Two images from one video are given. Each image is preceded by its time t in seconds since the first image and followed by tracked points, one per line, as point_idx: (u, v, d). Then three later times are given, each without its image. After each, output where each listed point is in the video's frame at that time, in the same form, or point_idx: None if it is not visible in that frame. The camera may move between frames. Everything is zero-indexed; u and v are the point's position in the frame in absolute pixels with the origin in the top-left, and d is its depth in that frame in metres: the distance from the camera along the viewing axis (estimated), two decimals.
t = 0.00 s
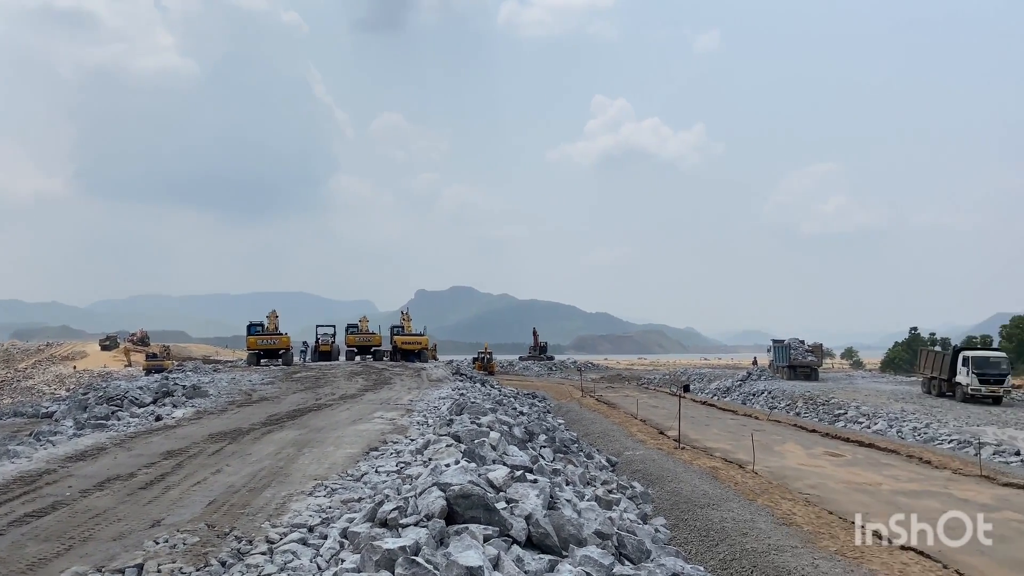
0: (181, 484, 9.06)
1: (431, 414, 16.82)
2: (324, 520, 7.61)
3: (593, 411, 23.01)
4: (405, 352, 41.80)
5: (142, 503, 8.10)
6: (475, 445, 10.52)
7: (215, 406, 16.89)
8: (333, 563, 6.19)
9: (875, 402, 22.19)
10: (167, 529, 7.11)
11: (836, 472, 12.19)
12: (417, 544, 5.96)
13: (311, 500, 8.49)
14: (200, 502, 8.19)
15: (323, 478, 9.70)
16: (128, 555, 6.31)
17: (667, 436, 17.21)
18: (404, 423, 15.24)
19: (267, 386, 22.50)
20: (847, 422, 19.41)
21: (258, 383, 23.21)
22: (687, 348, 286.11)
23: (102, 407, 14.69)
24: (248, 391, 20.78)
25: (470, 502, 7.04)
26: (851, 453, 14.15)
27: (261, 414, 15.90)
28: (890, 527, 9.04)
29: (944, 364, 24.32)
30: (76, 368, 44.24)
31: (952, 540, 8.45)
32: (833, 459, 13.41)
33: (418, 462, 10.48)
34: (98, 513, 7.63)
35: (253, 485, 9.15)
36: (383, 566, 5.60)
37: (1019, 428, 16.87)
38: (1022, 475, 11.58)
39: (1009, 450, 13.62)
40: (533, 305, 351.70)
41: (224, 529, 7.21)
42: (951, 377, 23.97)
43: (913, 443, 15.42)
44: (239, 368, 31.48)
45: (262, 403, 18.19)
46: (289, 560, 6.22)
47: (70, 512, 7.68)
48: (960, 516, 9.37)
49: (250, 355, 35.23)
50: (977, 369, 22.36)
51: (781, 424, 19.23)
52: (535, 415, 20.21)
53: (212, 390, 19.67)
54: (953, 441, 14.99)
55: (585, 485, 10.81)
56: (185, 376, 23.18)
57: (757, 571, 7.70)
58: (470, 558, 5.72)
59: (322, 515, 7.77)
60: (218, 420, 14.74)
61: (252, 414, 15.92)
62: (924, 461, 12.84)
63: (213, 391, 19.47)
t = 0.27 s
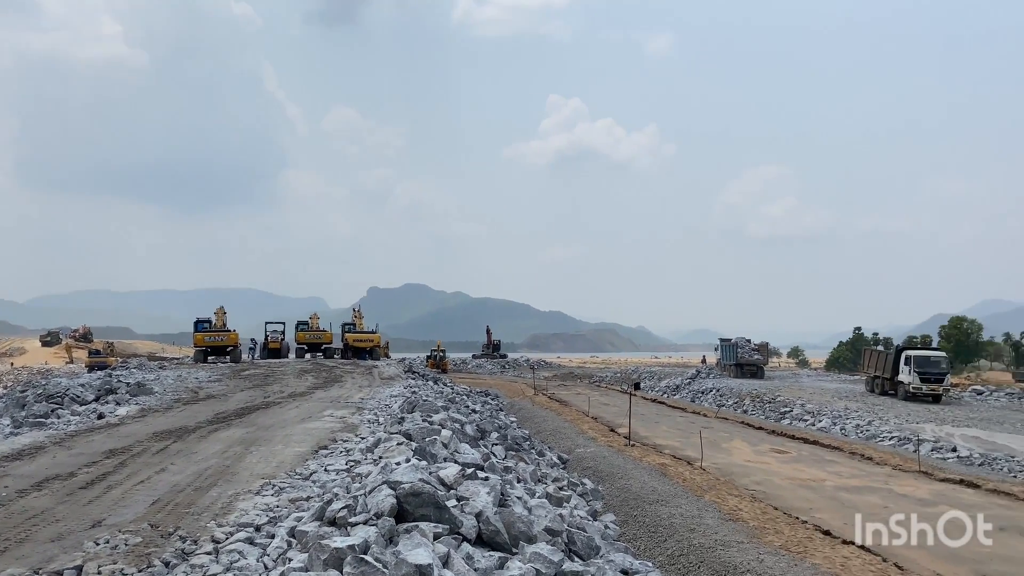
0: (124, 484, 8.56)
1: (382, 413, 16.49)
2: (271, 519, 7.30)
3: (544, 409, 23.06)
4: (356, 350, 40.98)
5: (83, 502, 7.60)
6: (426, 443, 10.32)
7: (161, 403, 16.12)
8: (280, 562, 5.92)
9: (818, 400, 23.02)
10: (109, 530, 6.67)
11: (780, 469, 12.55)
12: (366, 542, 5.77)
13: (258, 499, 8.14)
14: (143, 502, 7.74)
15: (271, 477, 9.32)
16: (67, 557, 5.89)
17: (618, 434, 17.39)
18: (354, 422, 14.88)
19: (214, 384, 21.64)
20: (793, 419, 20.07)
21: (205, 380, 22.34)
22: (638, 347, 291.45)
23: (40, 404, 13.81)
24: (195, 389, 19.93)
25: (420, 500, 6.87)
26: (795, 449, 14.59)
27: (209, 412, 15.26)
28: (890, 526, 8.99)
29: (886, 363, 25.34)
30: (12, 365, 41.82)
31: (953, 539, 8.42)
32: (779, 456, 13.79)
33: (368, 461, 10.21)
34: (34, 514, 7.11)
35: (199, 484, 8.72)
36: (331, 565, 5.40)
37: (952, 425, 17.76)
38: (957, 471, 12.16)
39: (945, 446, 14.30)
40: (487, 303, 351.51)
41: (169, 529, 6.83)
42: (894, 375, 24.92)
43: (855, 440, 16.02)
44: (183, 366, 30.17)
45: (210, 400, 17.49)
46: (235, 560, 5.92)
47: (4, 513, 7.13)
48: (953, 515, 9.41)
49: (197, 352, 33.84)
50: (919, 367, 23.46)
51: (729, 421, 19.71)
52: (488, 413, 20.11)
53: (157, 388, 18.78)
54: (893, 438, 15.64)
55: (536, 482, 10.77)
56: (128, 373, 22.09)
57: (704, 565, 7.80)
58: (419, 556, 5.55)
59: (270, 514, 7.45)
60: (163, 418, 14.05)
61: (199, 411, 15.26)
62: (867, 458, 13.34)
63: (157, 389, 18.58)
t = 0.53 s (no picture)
0: (47, 484, 7.91)
1: (320, 411, 15.97)
2: (204, 519, 6.87)
3: (486, 408, 22.97)
4: (294, 347, 39.66)
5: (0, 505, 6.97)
6: (365, 442, 10.02)
7: (89, 401, 15.10)
8: (213, 562, 5.57)
9: (752, 398, 23.89)
10: (29, 532, 6.12)
11: (715, 465, 12.89)
12: (300, 541, 5.50)
13: (190, 499, 7.67)
14: (68, 503, 7.17)
15: (204, 476, 8.82)
16: None
17: (558, 431, 17.49)
18: (291, 420, 14.34)
19: (145, 382, 20.46)
20: (727, 417, 20.75)
21: (136, 378, 21.12)
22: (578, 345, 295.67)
23: None
24: (126, 386, 18.79)
25: (357, 499, 6.65)
26: (729, 446, 15.04)
27: (140, 410, 14.40)
28: (891, 527, 8.97)
29: (820, 362, 26.41)
30: None
31: (952, 539, 8.44)
32: (714, 453, 14.18)
33: (304, 460, 9.82)
34: None
35: (128, 484, 8.16)
36: (265, 566, 5.14)
37: (877, 422, 18.73)
38: (882, 467, 12.82)
39: (872, 443, 15.04)
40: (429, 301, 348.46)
41: (95, 530, 6.33)
42: (825, 375, 26.17)
43: (787, 437, 16.65)
44: (109, 362, 28.41)
45: (141, 398, 16.52)
46: (165, 561, 5.54)
47: None
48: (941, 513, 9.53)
49: (128, 349, 31.96)
50: (850, 367, 24.47)
51: (665, 419, 20.19)
52: (428, 411, 19.83)
53: (85, 385, 17.61)
54: (822, 435, 16.35)
55: (475, 480, 10.63)
56: (53, 370, 20.67)
57: (640, 561, 7.88)
58: (356, 555, 5.32)
59: (202, 515, 7.02)
60: (91, 416, 13.15)
61: (130, 410, 14.36)
62: (799, 455, 13.86)
63: (86, 386, 17.42)
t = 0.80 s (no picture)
0: None
1: (264, 410, 15.43)
2: (142, 520, 6.51)
3: (434, 407, 22.76)
4: (237, 346, 38.23)
5: None
6: (309, 441, 9.71)
7: (16, 399, 14.13)
8: (150, 565, 5.28)
9: (695, 396, 24.50)
10: None
11: (660, 463, 13.13)
12: (242, 543, 5.27)
13: (127, 499, 7.25)
14: None
15: (142, 476, 8.37)
16: None
17: (505, 430, 17.46)
18: (233, 419, 13.79)
19: (81, 380, 19.36)
20: (672, 415, 21.22)
21: (71, 376, 19.97)
22: (527, 345, 297.07)
23: None
24: (57, 384, 17.70)
25: (300, 499, 6.46)
26: (673, 444, 15.37)
27: (75, 409, 13.61)
28: (890, 527, 9.04)
29: (763, 363, 27.20)
30: None
31: (950, 539, 8.55)
32: (658, 451, 14.46)
33: (247, 459, 9.44)
34: None
35: (61, 485, 7.67)
36: (204, 568, 4.91)
37: (815, 420, 19.50)
38: (819, 464, 13.36)
39: (810, 441, 15.64)
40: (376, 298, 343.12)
41: (21, 534, 5.91)
42: (767, 375, 26.93)
43: (730, 435, 17.13)
44: (38, 360, 26.70)
45: (75, 396, 15.63)
46: (99, 564, 5.22)
47: None
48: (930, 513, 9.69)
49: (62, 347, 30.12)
50: (790, 367, 25.48)
51: (612, 417, 20.48)
52: (374, 410, 19.46)
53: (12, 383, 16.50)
54: (763, 433, 16.90)
55: (421, 480, 10.47)
56: None
57: (585, 558, 7.93)
58: (299, 554, 5.14)
59: (140, 515, 6.64)
60: (17, 415, 12.31)
61: (60, 408, 13.52)
62: (741, 452, 14.27)
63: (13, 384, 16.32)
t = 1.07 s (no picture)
0: None
1: (196, 410, 14.73)
2: (64, 524, 6.07)
3: (373, 407, 22.33)
4: (170, 344, 36.33)
5: None
6: (242, 442, 9.28)
7: None
8: (71, 570, 4.93)
9: (633, 396, 25.00)
10: None
11: (597, 462, 13.30)
12: (171, 546, 5.00)
13: (48, 503, 6.75)
14: None
15: (66, 478, 7.82)
16: None
17: (445, 430, 17.30)
18: (163, 419, 13.10)
19: None
20: (610, 415, 21.57)
21: None
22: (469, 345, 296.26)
23: None
24: None
25: (232, 501, 6.14)
26: (611, 443, 15.61)
27: None
28: (890, 527, 9.30)
29: (700, 364, 28.00)
30: None
31: (948, 539, 8.82)
32: (596, 450, 14.66)
33: (176, 460, 8.94)
34: None
35: None
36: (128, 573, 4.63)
37: (748, 420, 20.25)
38: (752, 462, 13.85)
39: (743, 440, 16.20)
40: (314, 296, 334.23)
41: None
42: (704, 375, 27.77)
43: (667, 434, 17.55)
44: None
45: None
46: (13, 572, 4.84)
47: None
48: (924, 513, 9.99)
49: None
50: (725, 367, 26.32)
51: (552, 417, 20.63)
52: (310, 410, 18.87)
53: None
54: (698, 432, 17.40)
55: (358, 481, 10.19)
56: None
57: (522, 557, 7.90)
58: (229, 557, 4.89)
59: (62, 519, 6.19)
60: None
61: None
62: (677, 451, 14.63)
63: None
